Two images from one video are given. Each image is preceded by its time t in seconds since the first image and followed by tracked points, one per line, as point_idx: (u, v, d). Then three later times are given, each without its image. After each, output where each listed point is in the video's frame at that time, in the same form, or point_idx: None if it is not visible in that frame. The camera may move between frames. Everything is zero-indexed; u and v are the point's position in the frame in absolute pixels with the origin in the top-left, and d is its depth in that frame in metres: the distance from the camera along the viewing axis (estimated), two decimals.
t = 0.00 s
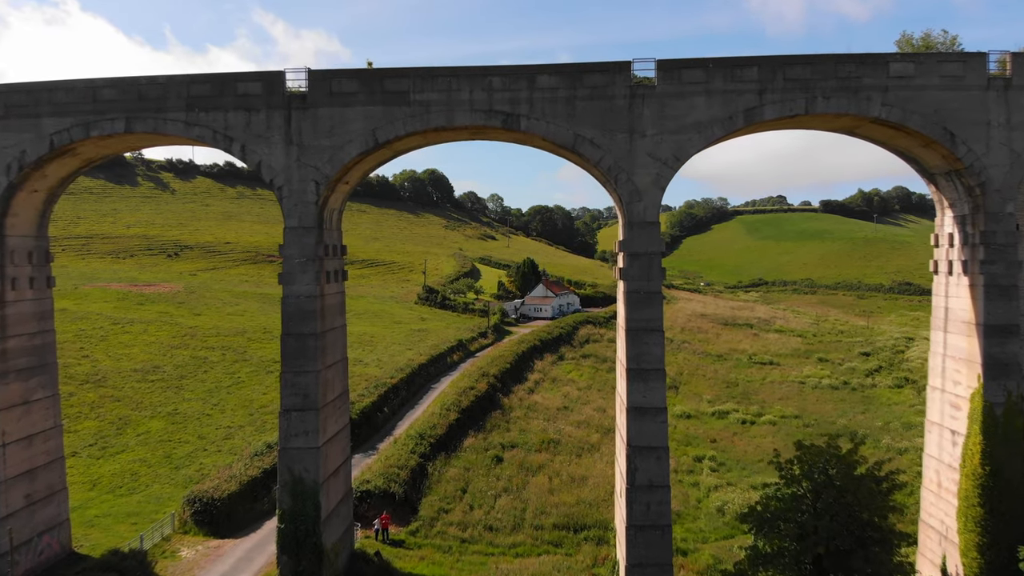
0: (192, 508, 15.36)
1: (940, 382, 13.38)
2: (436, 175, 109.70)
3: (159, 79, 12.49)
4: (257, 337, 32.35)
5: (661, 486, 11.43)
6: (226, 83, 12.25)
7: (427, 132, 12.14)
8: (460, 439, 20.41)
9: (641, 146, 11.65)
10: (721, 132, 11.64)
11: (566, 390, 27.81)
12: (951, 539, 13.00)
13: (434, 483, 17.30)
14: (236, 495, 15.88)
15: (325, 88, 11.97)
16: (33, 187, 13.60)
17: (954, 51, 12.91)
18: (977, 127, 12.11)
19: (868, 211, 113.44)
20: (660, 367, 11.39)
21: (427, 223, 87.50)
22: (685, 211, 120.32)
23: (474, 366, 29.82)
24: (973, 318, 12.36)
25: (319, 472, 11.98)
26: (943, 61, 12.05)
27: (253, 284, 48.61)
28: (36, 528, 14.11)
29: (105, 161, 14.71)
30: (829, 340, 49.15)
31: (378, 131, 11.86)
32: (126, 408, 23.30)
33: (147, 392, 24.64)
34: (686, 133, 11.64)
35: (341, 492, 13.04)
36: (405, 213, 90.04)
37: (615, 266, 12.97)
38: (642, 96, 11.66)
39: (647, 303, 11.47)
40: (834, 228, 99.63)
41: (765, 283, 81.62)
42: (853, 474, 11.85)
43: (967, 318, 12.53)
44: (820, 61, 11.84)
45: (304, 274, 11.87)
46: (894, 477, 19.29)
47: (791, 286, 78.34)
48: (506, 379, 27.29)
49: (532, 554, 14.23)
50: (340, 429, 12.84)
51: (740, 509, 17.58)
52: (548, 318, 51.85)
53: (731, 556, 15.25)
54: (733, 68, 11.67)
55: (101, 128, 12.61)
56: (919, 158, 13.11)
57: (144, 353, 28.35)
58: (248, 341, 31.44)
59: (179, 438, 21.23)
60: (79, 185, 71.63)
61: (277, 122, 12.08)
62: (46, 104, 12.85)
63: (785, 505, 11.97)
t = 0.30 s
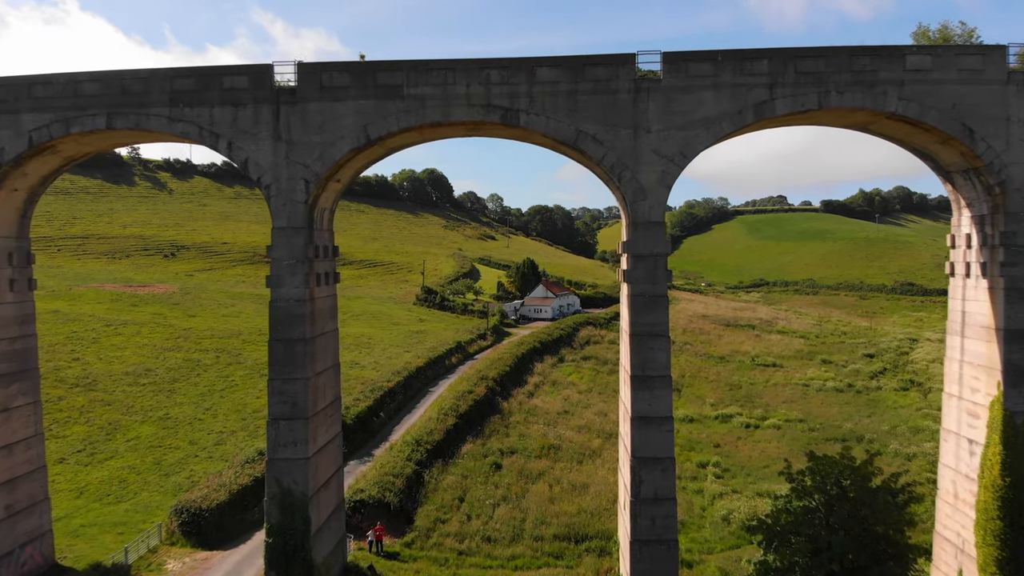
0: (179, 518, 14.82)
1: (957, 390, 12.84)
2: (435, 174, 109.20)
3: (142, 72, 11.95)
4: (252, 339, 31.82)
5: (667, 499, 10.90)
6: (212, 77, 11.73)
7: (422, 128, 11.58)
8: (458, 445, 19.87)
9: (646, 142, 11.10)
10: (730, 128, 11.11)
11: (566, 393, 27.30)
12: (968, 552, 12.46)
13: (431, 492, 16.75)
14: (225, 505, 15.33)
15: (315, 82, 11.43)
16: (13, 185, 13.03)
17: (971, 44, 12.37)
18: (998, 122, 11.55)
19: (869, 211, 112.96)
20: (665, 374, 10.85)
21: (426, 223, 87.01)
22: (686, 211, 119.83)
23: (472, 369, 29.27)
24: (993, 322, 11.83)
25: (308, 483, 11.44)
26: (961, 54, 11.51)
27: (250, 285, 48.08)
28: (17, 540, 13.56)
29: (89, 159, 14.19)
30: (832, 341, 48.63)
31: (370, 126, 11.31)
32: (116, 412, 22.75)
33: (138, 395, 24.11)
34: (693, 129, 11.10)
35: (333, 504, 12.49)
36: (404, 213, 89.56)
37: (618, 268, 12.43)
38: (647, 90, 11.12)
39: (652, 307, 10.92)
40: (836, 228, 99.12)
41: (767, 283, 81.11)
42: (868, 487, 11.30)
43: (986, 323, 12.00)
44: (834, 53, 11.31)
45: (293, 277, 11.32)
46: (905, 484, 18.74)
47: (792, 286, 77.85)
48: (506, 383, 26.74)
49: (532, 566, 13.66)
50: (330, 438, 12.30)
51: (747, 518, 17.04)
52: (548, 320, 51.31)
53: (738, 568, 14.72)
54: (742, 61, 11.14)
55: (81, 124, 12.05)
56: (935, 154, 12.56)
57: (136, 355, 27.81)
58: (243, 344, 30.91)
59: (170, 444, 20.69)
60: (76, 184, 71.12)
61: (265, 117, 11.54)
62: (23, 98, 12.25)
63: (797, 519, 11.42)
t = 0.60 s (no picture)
0: (166, 529, 14.29)
1: (975, 397, 12.32)
2: (435, 174, 108.64)
3: (123, 65, 11.41)
4: (247, 341, 31.28)
5: (674, 513, 10.38)
6: (195, 70, 11.19)
7: (417, 124, 11.02)
8: (456, 452, 19.31)
9: (652, 139, 10.55)
10: (740, 124, 10.57)
11: (566, 396, 26.76)
12: (987, 567, 11.95)
13: (427, 501, 16.20)
14: (214, 515, 14.80)
15: (304, 75, 10.87)
16: None
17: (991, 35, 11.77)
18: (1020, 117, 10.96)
19: (871, 211, 112.43)
20: (672, 383, 10.31)
21: (426, 223, 86.50)
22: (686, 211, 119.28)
23: (471, 372, 28.70)
24: (1014, 327, 11.30)
25: (297, 497, 10.91)
26: (982, 45, 10.92)
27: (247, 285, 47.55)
28: None
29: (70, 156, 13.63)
30: (835, 343, 48.09)
31: (361, 121, 10.74)
32: (105, 417, 22.21)
33: (129, 399, 23.57)
34: (700, 124, 10.56)
35: (324, 516, 11.95)
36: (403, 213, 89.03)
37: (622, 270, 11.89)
38: (653, 84, 10.57)
39: (657, 312, 10.38)
40: (837, 228, 98.60)
41: (768, 283, 80.60)
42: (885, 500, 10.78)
43: (1006, 327, 11.48)
44: (848, 45, 10.76)
45: (281, 280, 10.78)
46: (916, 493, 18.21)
47: (794, 287, 77.33)
48: (505, 386, 26.20)
49: None
50: (321, 449, 11.74)
51: (754, 527, 16.51)
52: (548, 320, 50.76)
53: None
54: (753, 53, 10.58)
55: (59, 119, 11.50)
56: (954, 151, 12.00)
57: (128, 358, 27.27)
58: (237, 346, 30.37)
59: (161, 450, 20.17)
60: (72, 183, 70.51)
61: (252, 112, 11.00)
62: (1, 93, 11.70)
63: (810, 534, 10.90)
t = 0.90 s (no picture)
0: (152, 541, 13.77)
1: (994, 405, 11.79)
2: (434, 173, 108.10)
3: (102, 57, 10.87)
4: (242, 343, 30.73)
5: (681, 528, 9.85)
6: (178, 62, 10.67)
7: (410, 118, 10.48)
8: (453, 458, 18.78)
9: (658, 134, 10.01)
10: (750, 118, 10.04)
11: (567, 399, 26.23)
12: None
13: (423, 511, 15.66)
14: (201, 526, 14.26)
15: (292, 67, 10.34)
16: None
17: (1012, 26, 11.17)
18: None
19: (872, 211, 111.92)
20: (680, 390, 9.78)
21: (425, 222, 85.97)
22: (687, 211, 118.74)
23: (470, 375, 28.17)
24: None
25: (285, 511, 10.37)
26: (1004, 36, 10.34)
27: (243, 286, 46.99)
28: None
29: (51, 153, 13.11)
30: (838, 344, 47.55)
31: (351, 115, 10.19)
32: (95, 421, 21.68)
33: (119, 403, 23.04)
34: (709, 118, 10.03)
35: (314, 530, 11.41)
36: (402, 213, 88.49)
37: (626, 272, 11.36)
38: (659, 76, 10.03)
39: (664, 316, 9.84)
40: (839, 228, 98.05)
41: (770, 283, 80.09)
42: (903, 515, 10.26)
43: None
44: (863, 35, 10.23)
45: (268, 282, 10.24)
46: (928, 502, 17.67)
47: (796, 287, 76.78)
48: (505, 390, 25.65)
49: None
50: (311, 459, 11.20)
51: (761, 537, 15.97)
52: (548, 322, 50.22)
53: None
54: (764, 43, 10.05)
55: (35, 113, 10.93)
56: (973, 147, 11.44)
57: (120, 360, 26.73)
58: (231, 349, 29.82)
59: (151, 456, 19.63)
60: (69, 183, 69.98)
61: (237, 106, 10.46)
62: None
63: (823, 549, 10.37)
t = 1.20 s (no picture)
0: (136, 553, 13.24)
1: (1017, 413, 11.23)
2: (434, 173, 107.57)
3: (80, 48, 10.32)
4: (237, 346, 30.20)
5: (690, 545, 9.31)
6: (159, 53, 10.13)
7: (404, 112, 9.94)
8: (451, 465, 18.23)
9: (666, 128, 9.46)
10: (762, 112, 9.50)
11: (568, 402, 25.70)
12: None
13: (419, 521, 15.12)
14: (188, 538, 13.73)
15: (279, 58, 9.80)
16: None
17: None
18: None
19: (874, 211, 111.45)
20: (689, 400, 9.24)
21: (425, 222, 85.47)
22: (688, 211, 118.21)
23: (469, 378, 27.64)
24: None
25: (271, 526, 9.83)
26: None
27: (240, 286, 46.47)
28: None
29: (30, 149, 12.58)
30: (842, 345, 47.01)
31: (341, 108, 9.64)
32: (84, 426, 21.15)
33: (109, 407, 22.50)
34: (719, 112, 9.48)
35: (303, 544, 10.86)
36: (401, 213, 87.97)
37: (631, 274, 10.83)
38: (666, 67, 9.49)
39: (672, 322, 9.31)
40: (841, 228, 97.54)
41: (771, 284, 79.58)
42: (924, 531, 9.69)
43: None
44: (881, 24, 9.68)
45: (253, 285, 9.70)
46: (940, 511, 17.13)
47: (798, 287, 76.26)
48: (504, 393, 25.11)
49: None
50: (300, 470, 10.67)
51: (769, 547, 15.44)
52: (548, 323, 49.67)
53: None
54: (777, 33, 9.50)
55: (11, 108, 10.40)
56: (996, 143, 10.86)
57: (111, 363, 26.20)
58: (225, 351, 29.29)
59: (140, 462, 19.10)
60: (66, 182, 69.39)
61: (221, 99, 9.92)
62: None
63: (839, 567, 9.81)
